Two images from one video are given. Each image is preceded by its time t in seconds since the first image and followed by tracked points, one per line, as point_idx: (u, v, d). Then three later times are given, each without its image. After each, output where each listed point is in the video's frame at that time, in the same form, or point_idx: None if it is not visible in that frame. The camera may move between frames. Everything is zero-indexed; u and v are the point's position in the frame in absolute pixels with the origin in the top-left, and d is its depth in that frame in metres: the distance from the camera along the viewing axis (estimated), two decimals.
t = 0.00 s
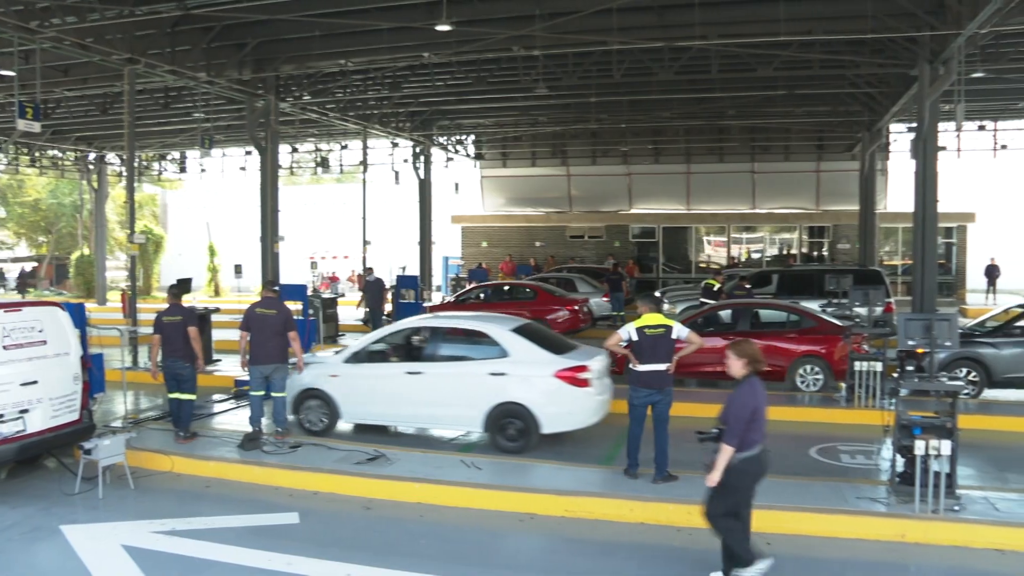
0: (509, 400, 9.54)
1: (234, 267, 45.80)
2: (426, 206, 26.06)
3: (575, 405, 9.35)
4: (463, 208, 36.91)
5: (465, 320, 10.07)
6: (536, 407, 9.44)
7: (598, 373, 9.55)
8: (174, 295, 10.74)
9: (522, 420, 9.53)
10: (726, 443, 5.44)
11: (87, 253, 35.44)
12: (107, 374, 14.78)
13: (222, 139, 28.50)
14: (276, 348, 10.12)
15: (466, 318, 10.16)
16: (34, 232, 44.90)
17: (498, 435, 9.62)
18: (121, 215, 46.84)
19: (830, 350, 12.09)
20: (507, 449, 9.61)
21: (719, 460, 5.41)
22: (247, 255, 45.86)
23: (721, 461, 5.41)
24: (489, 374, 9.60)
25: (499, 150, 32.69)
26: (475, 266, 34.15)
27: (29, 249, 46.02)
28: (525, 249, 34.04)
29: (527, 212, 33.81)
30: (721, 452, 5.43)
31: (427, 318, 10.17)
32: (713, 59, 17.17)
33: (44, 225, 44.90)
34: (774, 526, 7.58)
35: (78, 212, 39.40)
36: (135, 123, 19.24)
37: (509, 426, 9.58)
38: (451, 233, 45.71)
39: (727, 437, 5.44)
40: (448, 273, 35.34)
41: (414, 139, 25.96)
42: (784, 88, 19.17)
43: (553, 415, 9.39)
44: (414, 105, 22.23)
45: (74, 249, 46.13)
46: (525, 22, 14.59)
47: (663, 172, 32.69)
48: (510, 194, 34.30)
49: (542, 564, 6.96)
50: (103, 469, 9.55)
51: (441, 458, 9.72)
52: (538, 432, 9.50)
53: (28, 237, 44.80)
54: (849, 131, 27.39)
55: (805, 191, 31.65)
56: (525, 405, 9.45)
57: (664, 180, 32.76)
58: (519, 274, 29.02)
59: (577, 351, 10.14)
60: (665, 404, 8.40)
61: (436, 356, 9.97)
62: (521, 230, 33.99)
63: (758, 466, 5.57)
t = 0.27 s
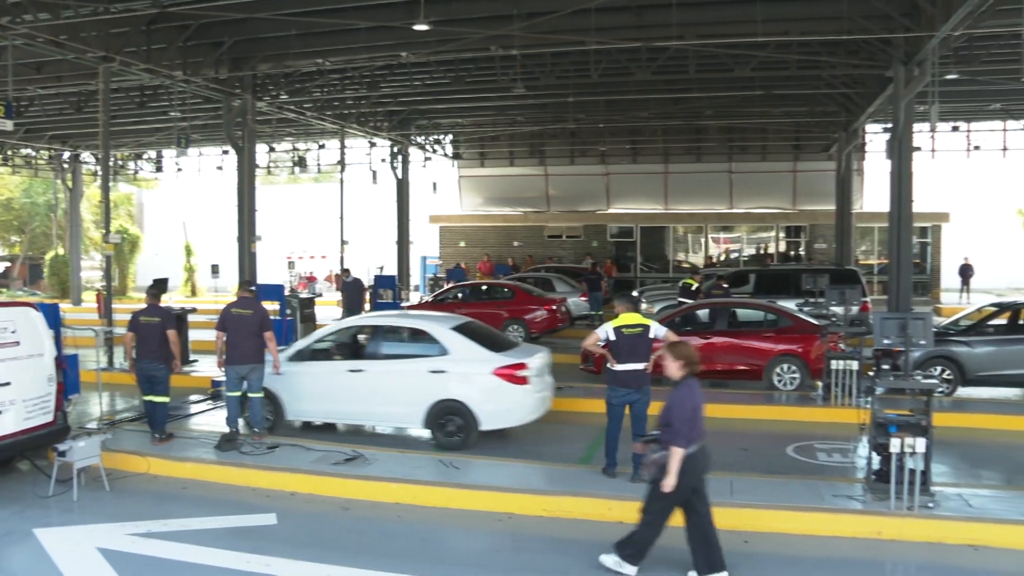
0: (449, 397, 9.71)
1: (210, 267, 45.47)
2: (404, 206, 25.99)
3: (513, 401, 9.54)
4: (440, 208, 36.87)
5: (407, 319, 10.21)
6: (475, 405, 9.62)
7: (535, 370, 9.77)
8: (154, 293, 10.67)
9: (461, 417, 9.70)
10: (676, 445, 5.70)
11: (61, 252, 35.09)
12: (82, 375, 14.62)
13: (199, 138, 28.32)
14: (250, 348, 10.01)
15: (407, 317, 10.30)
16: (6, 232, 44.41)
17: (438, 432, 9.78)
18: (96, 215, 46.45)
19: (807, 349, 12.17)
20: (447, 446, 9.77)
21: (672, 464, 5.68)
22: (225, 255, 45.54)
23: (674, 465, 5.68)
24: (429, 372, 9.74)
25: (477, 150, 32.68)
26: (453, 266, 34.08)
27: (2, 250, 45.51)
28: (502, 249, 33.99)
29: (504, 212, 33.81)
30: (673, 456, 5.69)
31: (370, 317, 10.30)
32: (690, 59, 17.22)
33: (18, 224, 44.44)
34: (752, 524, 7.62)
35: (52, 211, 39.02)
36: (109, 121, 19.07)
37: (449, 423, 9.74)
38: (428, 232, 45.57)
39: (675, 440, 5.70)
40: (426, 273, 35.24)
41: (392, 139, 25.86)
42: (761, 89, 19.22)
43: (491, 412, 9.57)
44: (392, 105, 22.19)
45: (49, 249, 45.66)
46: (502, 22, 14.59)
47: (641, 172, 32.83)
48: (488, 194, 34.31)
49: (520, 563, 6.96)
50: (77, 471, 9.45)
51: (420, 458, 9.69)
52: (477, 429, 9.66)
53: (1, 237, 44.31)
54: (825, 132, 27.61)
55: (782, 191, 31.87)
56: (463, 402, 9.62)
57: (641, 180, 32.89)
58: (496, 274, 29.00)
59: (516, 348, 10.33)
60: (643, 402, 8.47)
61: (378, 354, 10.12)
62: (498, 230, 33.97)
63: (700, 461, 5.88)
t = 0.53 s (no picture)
0: (390, 395, 9.85)
1: (187, 268, 45.11)
2: (382, 205, 25.91)
3: (452, 399, 9.72)
4: (419, 208, 36.84)
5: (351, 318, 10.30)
6: (416, 403, 9.78)
7: (475, 368, 9.95)
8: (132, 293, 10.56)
9: (403, 415, 9.86)
10: (605, 440, 5.97)
11: (35, 253, 34.67)
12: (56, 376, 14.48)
13: (175, 138, 28.12)
14: (226, 349, 9.87)
15: (351, 315, 10.40)
16: None
17: (380, 429, 9.93)
18: (71, 215, 46.00)
19: (783, 348, 12.26)
20: (389, 443, 9.94)
21: (602, 459, 5.96)
22: (201, 255, 45.22)
23: (603, 460, 5.97)
24: (371, 370, 9.88)
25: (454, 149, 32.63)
26: (430, 266, 33.99)
27: None
28: (479, 249, 33.93)
29: (482, 212, 33.75)
30: (603, 451, 5.97)
31: (314, 316, 10.38)
32: (667, 59, 17.23)
33: None
34: (730, 523, 7.65)
35: (26, 211, 38.62)
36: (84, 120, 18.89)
37: (391, 420, 9.89)
38: (406, 232, 45.44)
39: (604, 435, 5.97)
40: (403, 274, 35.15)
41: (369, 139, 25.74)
42: (737, 89, 19.30)
43: (432, 410, 9.74)
44: (370, 105, 22.15)
45: (22, 249, 45.12)
46: (480, 21, 14.59)
47: (618, 172, 32.92)
48: (465, 193, 34.27)
49: (497, 563, 6.95)
50: (51, 474, 9.35)
51: (397, 458, 9.65)
52: (418, 427, 9.82)
53: None
54: (801, 132, 27.78)
55: (758, 191, 32.02)
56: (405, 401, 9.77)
57: (619, 180, 32.99)
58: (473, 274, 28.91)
59: (458, 346, 10.48)
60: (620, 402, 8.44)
61: (321, 353, 10.22)
62: (476, 230, 33.89)
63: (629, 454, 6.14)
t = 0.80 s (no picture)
0: (334, 393, 9.93)
1: (165, 268, 44.74)
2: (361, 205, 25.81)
3: (395, 396, 9.81)
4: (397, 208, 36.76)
5: (297, 317, 10.38)
6: (360, 400, 9.87)
7: (418, 366, 10.05)
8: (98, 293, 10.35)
9: (348, 412, 9.95)
10: (529, 436, 6.04)
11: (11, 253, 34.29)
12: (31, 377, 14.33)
13: (152, 136, 27.91)
14: (204, 349, 9.75)
15: (298, 314, 10.48)
16: None
17: (325, 427, 10.02)
18: (46, 214, 45.54)
19: (762, 347, 12.33)
20: (334, 441, 10.02)
21: (518, 451, 5.99)
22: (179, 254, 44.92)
23: (519, 452, 5.98)
24: (315, 368, 9.97)
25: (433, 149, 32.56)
26: (409, 266, 33.92)
27: None
28: (458, 248, 33.85)
29: (460, 212, 33.71)
30: (522, 445, 6.02)
31: (260, 315, 10.44)
32: (646, 59, 17.24)
33: None
34: (710, 522, 7.67)
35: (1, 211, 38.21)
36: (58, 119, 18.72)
37: (336, 418, 9.98)
38: (386, 232, 45.30)
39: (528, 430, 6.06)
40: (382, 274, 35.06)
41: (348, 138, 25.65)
42: (715, 88, 19.38)
43: (376, 407, 9.84)
44: (348, 105, 22.12)
45: None
46: (459, 21, 14.57)
47: (598, 172, 32.99)
48: (445, 193, 34.19)
49: (477, 562, 6.93)
50: (27, 477, 9.23)
51: (377, 458, 9.61)
52: (363, 425, 9.90)
53: None
54: (780, 132, 27.95)
55: (735, 191, 32.18)
56: (349, 398, 9.86)
57: (598, 180, 33.04)
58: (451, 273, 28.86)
59: (404, 344, 10.57)
60: (599, 401, 8.42)
61: (268, 352, 10.30)
62: (455, 229, 33.82)
63: (570, 455, 6.12)
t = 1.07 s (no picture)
0: (280, 391, 10.01)
1: (145, 267, 44.46)
2: (342, 205, 25.70)
3: (342, 395, 9.92)
4: (379, 208, 36.70)
5: (246, 316, 10.46)
6: (307, 399, 9.96)
7: (365, 365, 10.16)
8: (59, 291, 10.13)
9: (296, 411, 10.04)
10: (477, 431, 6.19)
11: None
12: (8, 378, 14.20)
13: (131, 136, 27.74)
14: (184, 349, 9.68)
15: (247, 314, 10.56)
16: None
17: (273, 425, 10.11)
18: (24, 214, 45.14)
19: (742, 347, 12.39)
20: (282, 439, 10.11)
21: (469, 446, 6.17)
22: (158, 255, 44.72)
23: (470, 448, 6.16)
24: (264, 366, 10.05)
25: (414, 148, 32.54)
26: (390, 266, 33.88)
27: None
28: (439, 248, 33.84)
29: (441, 211, 33.70)
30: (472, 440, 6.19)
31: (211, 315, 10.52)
32: (626, 59, 17.29)
33: None
34: (690, 520, 7.69)
35: None
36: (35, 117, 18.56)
37: (284, 417, 10.07)
38: (366, 231, 45.19)
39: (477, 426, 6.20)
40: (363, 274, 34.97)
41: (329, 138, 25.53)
42: (696, 89, 19.49)
43: (322, 406, 9.94)
44: (329, 105, 22.10)
45: None
46: (439, 20, 14.57)
47: (579, 172, 33.07)
48: (426, 193, 34.15)
49: (456, 561, 6.92)
50: (4, 479, 9.13)
51: (357, 459, 9.57)
52: (311, 423, 10.00)
53: None
54: (761, 132, 28.09)
55: (716, 190, 32.29)
56: (295, 396, 9.96)
57: (580, 179, 33.10)
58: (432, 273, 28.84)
59: (353, 344, 10.67)
60: (581, 402, 8.48)
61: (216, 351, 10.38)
62: (436, 229, 33.80)
63: (513, 452, 6.31)
